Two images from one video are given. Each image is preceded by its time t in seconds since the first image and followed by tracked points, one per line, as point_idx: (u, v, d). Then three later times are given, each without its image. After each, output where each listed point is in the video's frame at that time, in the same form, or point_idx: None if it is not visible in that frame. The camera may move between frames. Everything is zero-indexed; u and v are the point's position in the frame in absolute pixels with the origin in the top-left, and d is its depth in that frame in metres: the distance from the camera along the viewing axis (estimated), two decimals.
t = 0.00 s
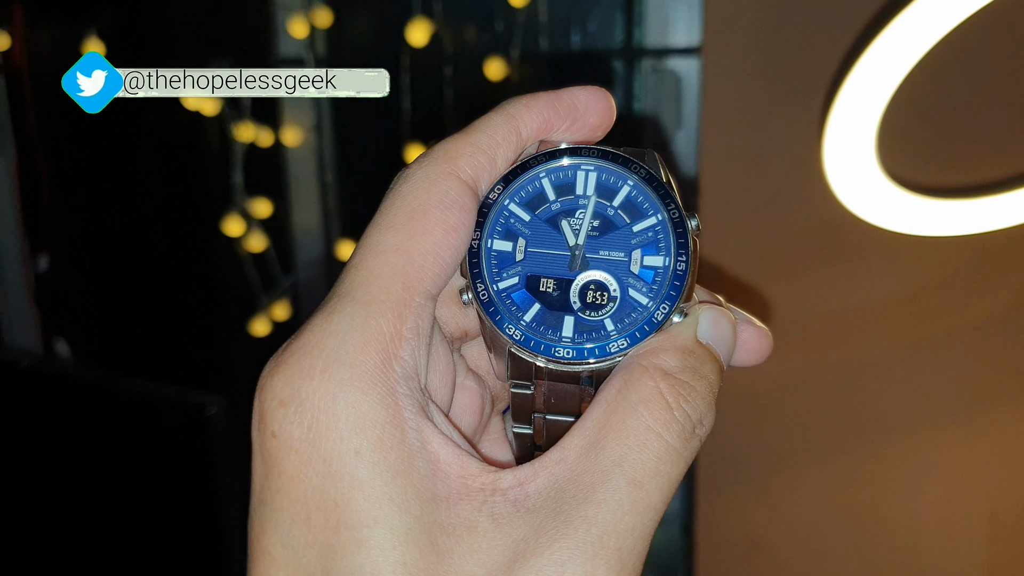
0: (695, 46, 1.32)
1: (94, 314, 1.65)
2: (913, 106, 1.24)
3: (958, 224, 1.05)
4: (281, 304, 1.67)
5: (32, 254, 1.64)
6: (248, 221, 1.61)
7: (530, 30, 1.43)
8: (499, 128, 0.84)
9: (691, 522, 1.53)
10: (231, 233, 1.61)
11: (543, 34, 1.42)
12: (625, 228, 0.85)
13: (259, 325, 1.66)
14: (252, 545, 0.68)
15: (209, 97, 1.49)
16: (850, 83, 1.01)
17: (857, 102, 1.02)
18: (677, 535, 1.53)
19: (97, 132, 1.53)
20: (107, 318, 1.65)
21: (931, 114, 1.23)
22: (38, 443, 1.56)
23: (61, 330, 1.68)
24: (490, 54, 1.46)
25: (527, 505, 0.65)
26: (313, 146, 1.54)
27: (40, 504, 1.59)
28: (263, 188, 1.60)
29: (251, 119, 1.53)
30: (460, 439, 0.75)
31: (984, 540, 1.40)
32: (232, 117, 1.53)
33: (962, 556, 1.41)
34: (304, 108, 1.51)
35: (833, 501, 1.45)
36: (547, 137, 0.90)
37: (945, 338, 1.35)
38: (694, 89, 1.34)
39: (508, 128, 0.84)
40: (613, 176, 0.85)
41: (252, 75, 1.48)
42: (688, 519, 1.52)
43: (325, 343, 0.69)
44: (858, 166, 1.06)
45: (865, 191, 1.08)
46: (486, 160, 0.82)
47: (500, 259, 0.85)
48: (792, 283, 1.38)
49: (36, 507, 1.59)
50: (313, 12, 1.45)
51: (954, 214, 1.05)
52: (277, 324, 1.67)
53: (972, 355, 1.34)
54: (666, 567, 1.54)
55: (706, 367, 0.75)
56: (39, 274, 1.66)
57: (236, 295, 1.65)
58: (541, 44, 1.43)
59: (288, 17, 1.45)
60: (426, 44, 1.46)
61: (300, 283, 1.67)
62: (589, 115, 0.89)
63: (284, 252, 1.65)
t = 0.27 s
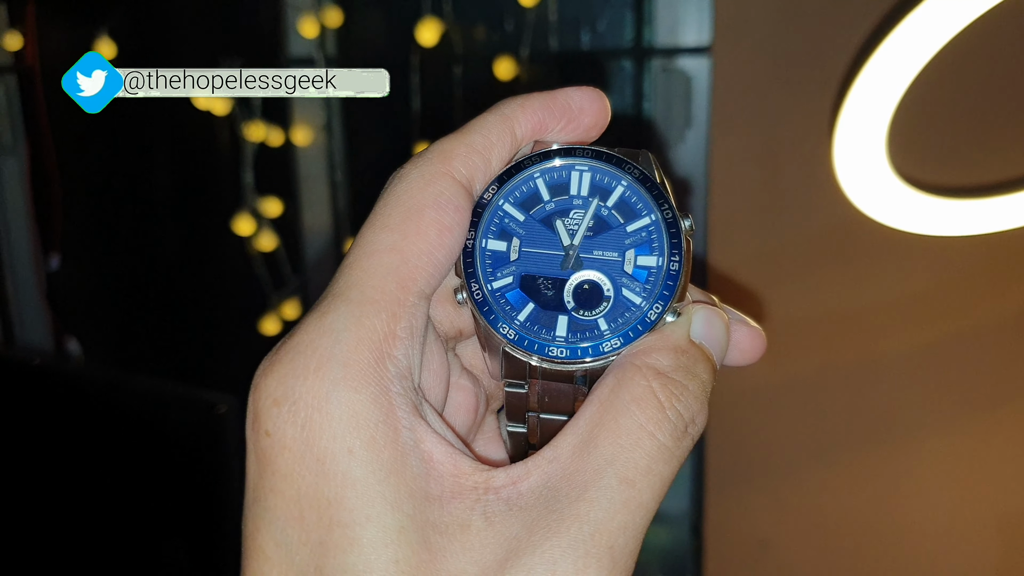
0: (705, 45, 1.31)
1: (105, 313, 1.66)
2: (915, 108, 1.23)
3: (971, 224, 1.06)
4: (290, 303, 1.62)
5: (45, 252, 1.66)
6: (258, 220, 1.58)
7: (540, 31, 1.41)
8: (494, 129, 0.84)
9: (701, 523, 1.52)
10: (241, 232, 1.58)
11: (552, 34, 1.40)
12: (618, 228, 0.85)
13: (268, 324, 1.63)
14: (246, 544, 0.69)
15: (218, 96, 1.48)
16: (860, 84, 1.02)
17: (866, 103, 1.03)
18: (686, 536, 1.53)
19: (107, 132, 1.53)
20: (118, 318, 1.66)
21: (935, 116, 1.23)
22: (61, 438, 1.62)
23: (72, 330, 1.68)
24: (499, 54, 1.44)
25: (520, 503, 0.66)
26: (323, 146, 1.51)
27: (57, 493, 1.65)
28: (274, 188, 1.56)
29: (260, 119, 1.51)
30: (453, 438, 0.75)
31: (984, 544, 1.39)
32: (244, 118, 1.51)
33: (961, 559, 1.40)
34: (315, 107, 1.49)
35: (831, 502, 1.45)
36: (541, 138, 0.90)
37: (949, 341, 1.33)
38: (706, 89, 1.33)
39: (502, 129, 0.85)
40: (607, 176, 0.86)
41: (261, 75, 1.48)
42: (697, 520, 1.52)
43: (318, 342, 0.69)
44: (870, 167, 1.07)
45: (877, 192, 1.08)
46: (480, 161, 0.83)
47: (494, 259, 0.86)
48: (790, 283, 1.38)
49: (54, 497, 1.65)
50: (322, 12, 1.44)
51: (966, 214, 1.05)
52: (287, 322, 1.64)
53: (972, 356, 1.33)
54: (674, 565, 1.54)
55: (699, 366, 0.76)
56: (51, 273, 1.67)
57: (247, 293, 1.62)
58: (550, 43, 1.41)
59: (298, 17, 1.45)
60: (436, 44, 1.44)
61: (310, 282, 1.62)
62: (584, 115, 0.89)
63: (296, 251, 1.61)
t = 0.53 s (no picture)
0: (712, 45, 1.34)
1: (113, 310, 1.71)
2: (914, 106, 1.25)
3: (988, 221, 1.04)
4: (298, 302, 1.67)
5: (55, 252, 1.71)
6: (266, 219, 1.63)
7: (547, 29, 1.45)
8: (488, 130, 0.84)
9: (708, 522, 1.52)
10: (249, 233, 1.63)
11: (560, 33, 1.44)
12: (612, 228, 0.85)
13: (276, 324, 1.67)
14: (240, 544, 0.69)
15: (228, 97, 1.53)
16: (869, 82, 1.02)
17: (876, 101, 1.02)
18: (693, 536, 1.52)
19: (116, 133, 1.58)
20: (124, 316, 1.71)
21: (935, 115, 1.24)
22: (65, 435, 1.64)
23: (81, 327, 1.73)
24: (507, 54, 1.48)
25: (513, 503, 0.66)
26: (331, 145, 1.55)
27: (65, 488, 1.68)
28: (282, 187, 1.62)
29: (269, 118, 1.55)
30: (447, 438, 0.75)
31: (984, 543, 1.38)
32: (253, 118, 1.55)
33: (963, 559, 1.40)
34: (323, 107, 1.53)
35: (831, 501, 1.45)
36: (536, 138, 0.90)
37: (948, 339, 1.34)
38: (713, 87, 1.35)
39: (496, 129, 0.85)
40: (601, 177, 0.86)
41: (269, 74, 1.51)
42: (704, 520, 1.52)
43: (312, 343, 0.69)
44: (880, 167, 1.06)
45: (887, 192, 1.07)
46: (475, 161, 0.83)
47: (489, 259, 0.86)
48: (787, 281, 1.40)
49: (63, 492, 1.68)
50: (331, 12, 1.49)
51: (978, 212, 1.04)
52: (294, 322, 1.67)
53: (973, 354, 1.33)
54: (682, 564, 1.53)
55: (693, 366, 0.76)
56: (61, 272, 1.73)
57: (255, 290, 1.67)
58: (558, 43, 1.45)
59: (306, 16, 1.49)
60: (443, 44, 1.48)
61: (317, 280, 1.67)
62: (578, 115, 0.90)
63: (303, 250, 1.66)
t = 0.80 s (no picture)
0: (715, 45, 1.34)
1: (116, 309, 1.71)
2: (916, 106, 1.26)
3: (990, 224, 1.03)
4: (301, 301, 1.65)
5: (56, 250, 1.71)
6: (269, 218, 1.63)
7: (550, 29, 1.45)
8: (480, 132, 0.84)
9: (708, 522, 1.54)
10: (252, 231, 1.63)
11: (562, 33, 1.45)
12: (603, 230, 0.86)
13: (276, 322, 1.67)
14: (231, 545, 0.69)
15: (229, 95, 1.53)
16: (866, 91, 1.03)
17: (875, 107, 1.03)
18: (694, 535, 1.54)
19: (118, 132, 1.58)
20: (127, 314, 1.71)
21: (937, 115, 1.25)
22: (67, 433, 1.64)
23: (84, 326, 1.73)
24: (509, 53, 1.48)
25: (503, 504, 0.66)
26: (332, 144, 1.54)
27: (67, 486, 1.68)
28: (285, 185, 1.62)
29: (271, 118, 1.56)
30: (438, 440, 0.76)
31: (980, 543, 1.39)
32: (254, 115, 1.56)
33: (958, 559, 1.40)
34: (325, 106, 1.52)
35: (827, 501, 1.47)
36: (527, 140, 0.90)
37: (944, 341, 1.34)
38: (715, 88, 1.36)
39: (488, 131, 0.85)
40: (592, 179, 0.86)
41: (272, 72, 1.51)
42: (705, 520, 1.54)
43: (302, 344, 0.70)
44: (881, 170, 1.06)
45: (890, 194, 1.07)
46: (466, 163, 0.83)
47: (480, 261, 0.86)
48: (782, 283, 1.41)
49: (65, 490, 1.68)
50: (333, 10, 1.48)
51: (981, 213, 1.03)
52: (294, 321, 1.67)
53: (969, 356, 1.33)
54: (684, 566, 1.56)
55: (683, 368, 0.76)
56: (62, 271, 1.72)
57: (259, 290, 1.67)
58: (560, 42, 1.45)
59: (309, 15, 1.49)
60: (446, 42, 1.48)
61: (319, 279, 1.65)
62: (570, 117, 0.90)
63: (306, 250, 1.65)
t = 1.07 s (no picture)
0: (718, 44, 1.35)
1: (116, 306, 1.72)
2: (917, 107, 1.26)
3: (981, 225, 1.04)
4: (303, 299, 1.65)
5: (60, 247, 1.74)
6: (271, 216, 1.63)
7: (553, 28, 1.46)
8: (478, 130, 0.84)
9: (710, 521, 1.52)
10: (254, 229, 1.63)
11: (565, 32, 1.45)
12: (601, 229, 0.86)
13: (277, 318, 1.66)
14: (227, 541, 0.69)
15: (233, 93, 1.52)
16: (876, 80, 1.01)
17: (880, 103, 1.02)
18: (695, 535, 1.52)
19: (121, 130, 1.59)
20: (128, 312, 1.71)
21: (938, 115, 1.25)
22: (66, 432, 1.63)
23: (82, 321, 1.75)
24: (513, 51, 1.48)
25: (499, 502, 0.66)
26: (335, 142, 1.55)
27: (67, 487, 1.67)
28: (287, 184, 1.62)
29: (275, 116, 1.57)
30: (435, 437, 0.76)
31: (980, 543, 1.38)
32: (258, 113, 1.56)
33: (957, 560, 1.40)
34: (329, 104, 1.53)
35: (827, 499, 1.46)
36: (525, 139, 0.90)
37: (939, 341, 1.35)
38: (719, 88, 1.37)
39: (486, 130, 0.85)
40: (590, 177, 0.86)
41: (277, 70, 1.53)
42: (706, 518, 1.52)
43: (299, 341, 0.70)
44: (883, 167, 1.06)
45: (888, 190, 1.07)
46: (464, 161, 0.83)
47: (478, 259, 0.86)
48: (782, 283, 1.41)
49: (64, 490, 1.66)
50: (337, 9, 1.49)
51: (978, 214, 1.04)
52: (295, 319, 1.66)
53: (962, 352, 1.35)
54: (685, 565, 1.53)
55: (679, 366, 0.76)
56: (65, 268, 1.75)
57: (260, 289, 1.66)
58: (563, 41, 1.45)
59: (313, 14, 1.50)
60: (449, 41, 1.48)
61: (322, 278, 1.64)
62: (568, 116, 0.90)
63: (308, 247, 1.65)
